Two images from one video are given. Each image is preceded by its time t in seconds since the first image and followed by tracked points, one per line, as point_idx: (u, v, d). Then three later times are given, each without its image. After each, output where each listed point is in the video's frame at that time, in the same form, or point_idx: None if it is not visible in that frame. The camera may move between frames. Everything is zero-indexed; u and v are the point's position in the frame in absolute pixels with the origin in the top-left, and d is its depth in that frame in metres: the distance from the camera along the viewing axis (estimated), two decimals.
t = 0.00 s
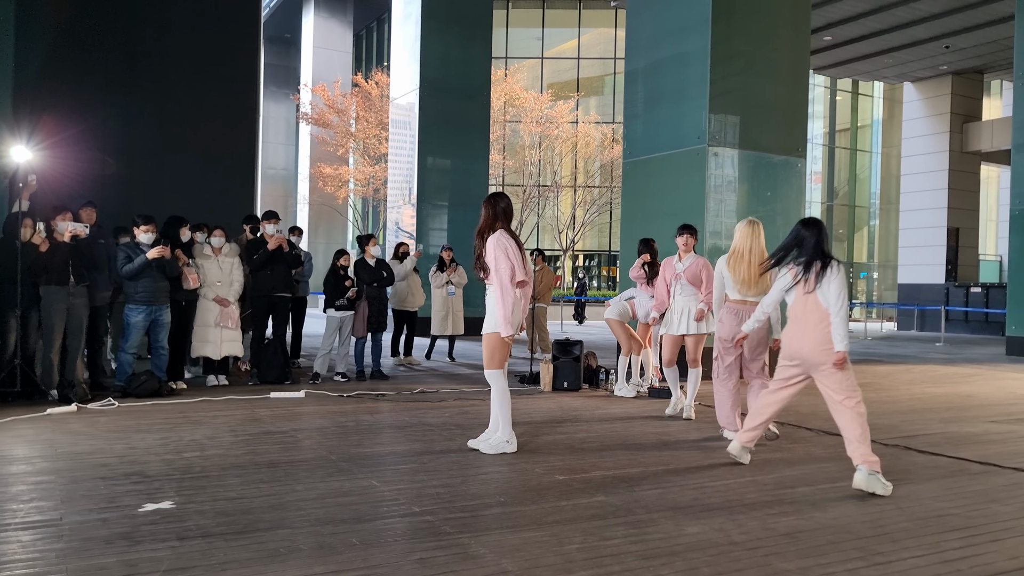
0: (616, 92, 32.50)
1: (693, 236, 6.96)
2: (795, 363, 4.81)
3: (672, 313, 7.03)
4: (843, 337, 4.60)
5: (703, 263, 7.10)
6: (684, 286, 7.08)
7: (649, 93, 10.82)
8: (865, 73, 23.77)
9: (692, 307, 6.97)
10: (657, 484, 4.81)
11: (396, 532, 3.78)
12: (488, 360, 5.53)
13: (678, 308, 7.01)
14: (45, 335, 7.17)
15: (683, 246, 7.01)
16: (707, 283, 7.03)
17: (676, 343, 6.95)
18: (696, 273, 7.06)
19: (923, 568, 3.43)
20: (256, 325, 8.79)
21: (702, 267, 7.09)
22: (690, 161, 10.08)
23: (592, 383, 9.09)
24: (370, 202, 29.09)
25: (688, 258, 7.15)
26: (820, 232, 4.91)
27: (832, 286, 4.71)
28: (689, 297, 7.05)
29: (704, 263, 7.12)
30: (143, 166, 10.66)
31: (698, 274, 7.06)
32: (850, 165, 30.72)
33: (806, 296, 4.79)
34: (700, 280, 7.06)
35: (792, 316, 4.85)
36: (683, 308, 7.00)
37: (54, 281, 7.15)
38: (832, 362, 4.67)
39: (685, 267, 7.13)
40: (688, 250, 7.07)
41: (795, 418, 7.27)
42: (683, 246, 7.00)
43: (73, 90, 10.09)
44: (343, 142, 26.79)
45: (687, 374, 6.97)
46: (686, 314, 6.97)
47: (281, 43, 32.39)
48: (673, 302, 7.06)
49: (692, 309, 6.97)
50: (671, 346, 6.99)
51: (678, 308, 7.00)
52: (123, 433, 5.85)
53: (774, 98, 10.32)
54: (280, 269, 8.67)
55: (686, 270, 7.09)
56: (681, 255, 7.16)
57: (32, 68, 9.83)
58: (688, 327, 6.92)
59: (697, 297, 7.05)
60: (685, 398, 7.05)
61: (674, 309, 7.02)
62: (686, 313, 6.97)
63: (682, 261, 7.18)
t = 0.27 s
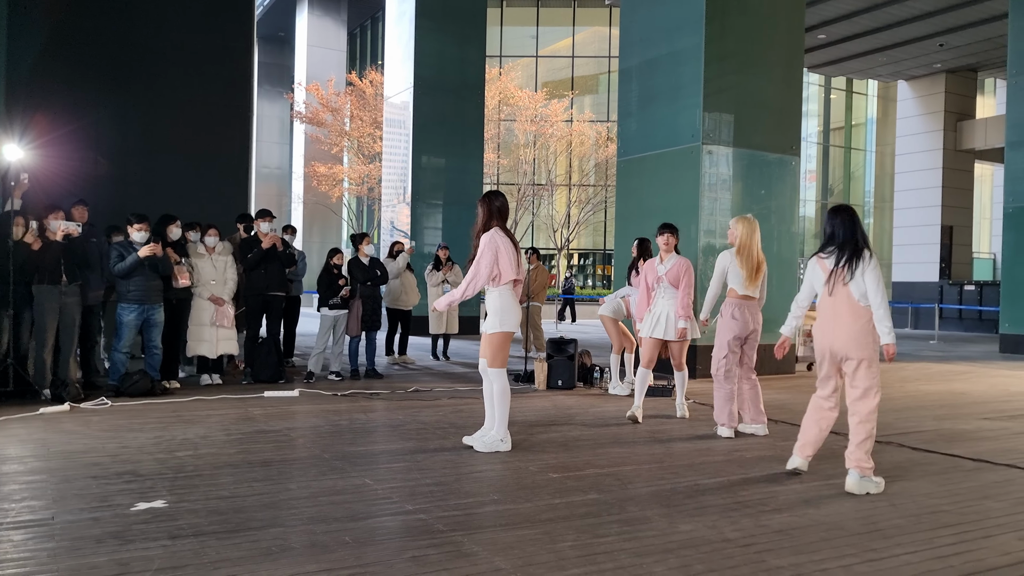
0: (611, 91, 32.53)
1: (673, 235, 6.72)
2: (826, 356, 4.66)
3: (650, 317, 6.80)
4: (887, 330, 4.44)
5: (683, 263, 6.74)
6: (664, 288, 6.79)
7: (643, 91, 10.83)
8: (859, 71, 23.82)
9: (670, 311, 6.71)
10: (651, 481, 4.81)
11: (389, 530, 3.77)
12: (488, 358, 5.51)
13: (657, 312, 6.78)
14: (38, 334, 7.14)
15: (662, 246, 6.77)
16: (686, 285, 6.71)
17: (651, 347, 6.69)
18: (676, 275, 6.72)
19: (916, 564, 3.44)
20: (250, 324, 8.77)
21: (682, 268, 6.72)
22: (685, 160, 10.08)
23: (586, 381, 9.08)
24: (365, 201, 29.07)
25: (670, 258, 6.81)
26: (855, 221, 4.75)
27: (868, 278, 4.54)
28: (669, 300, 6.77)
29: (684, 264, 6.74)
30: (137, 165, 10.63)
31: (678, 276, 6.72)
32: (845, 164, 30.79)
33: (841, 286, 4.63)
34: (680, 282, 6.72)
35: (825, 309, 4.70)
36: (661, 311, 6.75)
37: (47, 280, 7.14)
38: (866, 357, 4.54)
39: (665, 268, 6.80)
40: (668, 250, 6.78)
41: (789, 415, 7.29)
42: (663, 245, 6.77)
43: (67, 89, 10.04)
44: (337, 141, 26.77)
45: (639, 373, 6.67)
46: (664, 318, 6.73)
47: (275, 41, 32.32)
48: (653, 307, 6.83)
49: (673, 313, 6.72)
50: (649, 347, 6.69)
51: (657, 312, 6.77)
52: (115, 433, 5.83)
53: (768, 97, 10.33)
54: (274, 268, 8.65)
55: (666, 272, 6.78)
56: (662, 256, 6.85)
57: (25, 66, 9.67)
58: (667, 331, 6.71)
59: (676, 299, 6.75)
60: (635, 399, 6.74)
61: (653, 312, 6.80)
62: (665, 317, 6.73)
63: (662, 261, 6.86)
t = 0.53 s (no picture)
0: (596, 90, 32.61)
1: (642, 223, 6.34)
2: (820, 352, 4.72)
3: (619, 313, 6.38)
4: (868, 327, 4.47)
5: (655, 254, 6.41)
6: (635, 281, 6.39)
7: (628, 90, 10.87)
8: (843, 71, 24.00)
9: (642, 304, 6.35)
10: (633, 479, 4.84)
11: (372, 529, 3.78)
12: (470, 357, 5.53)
13: (627, 306, 6.37)
14: (17, 335, 7.07)
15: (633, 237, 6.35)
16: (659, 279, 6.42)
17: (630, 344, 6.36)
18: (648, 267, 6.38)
19: (894, 559, 3.48)
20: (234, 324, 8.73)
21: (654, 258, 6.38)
22: (669, 159, 10.12)
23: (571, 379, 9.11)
24: (350, 201, 28.98)
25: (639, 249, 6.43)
26: (854, 218, 4.71)
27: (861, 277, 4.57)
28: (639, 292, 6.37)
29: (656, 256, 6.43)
30: (119, 164, 10.53)
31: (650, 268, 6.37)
32: (828, 163, 31.01)
33: (838, 283, 4.66)
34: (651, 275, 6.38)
35: (820, 305, 4.74)
36: (632, 306, 6.36)
37: (26, 280, 7.05)
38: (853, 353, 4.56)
39: (635, 260, 6.42)
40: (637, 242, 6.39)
41: (771, 413, 7.34)
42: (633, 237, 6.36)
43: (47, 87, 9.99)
44: (321, 140, 26.69)
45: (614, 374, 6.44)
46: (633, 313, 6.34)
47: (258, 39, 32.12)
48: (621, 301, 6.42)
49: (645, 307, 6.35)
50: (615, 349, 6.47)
51: (628, 307, 6.36)
52: (96, 434, 5.78)
53: (751, 97, 10.39)
54: (258, 268, 8.62)
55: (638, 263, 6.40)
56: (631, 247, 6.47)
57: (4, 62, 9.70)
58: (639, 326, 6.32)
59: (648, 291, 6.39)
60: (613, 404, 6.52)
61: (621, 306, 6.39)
62: (637, 311, 6.34)
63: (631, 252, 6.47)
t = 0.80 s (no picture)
0: (563, 89, 32.72)
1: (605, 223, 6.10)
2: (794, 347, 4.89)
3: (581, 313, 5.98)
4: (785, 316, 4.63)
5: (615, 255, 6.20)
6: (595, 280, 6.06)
7: (594, 89, 10.91)
8: (805, 72, 24.37)
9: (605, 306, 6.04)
10: (599, 476, 4.86)
11: (336, 529, 3.74)
12: (435, 355, 5.51)
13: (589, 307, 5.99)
14: None
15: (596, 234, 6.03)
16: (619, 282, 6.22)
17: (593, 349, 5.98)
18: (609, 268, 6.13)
19: (853, 552, 3.54)
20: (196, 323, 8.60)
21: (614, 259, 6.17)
22: (635, 158, 10.17)
23: (537, 378, 9.11)
24: (316, 199, 28.71)
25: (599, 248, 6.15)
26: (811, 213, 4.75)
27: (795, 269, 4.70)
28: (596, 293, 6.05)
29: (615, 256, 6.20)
30: (76, 162, 10.30)
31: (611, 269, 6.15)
32: (792, 163, 31.49)
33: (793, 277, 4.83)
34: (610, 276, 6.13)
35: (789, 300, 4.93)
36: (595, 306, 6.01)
37: None
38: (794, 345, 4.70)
39: (596, 259, 6.11)
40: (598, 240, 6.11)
41: (735, 410, 7.43)
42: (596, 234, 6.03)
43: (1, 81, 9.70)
44: (286, 137, 26.46)
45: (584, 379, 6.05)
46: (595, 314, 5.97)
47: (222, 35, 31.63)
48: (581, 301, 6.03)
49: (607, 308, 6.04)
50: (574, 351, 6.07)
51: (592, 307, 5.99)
52: (53, 436, 5.65)
53: (716, 96, 10.50)
54: (220, 267, 8.50)
55: (600, 263, 6.11)
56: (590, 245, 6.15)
57: None
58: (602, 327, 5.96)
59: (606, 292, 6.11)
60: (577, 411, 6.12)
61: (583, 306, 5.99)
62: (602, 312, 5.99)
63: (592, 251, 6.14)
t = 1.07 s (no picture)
0: (530, 87, 32.80)
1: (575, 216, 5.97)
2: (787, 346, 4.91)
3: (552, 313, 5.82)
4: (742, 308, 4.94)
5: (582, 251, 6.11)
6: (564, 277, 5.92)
7: (561, 87, 10.94)
8: (770, 71, 24.70)
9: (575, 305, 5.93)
10: (567, 472, 4.88)
11: (302, 528, 3.69)
12: (404, 353, 5.47)
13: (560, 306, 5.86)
14: None
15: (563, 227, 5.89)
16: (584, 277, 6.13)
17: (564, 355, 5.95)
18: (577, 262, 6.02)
19: (816, 543, 3.59)
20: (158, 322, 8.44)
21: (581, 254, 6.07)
22: (603, 156, 10.20)
23: (506, 375, 9.10)
24: (281, 196, 28.40)
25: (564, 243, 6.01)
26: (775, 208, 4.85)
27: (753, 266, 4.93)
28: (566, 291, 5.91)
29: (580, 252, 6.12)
30: (34, 158, 10.02)
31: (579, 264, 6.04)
32: (757, 161, 31.91)
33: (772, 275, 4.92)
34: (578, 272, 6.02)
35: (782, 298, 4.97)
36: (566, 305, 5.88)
37: None
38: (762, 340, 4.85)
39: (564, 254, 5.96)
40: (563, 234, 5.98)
41: (702, 405, 7.50)
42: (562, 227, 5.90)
43: None
44: (251, 134, 26.24)
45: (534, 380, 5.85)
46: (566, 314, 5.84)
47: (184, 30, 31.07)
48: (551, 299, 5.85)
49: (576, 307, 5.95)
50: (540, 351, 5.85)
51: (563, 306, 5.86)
52: (9, 437, 5.50)
53: (682, 94, 10.58)
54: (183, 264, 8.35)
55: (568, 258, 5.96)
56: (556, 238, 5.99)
57: None
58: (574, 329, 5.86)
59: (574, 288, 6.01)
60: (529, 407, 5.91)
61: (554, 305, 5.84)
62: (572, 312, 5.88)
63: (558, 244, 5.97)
